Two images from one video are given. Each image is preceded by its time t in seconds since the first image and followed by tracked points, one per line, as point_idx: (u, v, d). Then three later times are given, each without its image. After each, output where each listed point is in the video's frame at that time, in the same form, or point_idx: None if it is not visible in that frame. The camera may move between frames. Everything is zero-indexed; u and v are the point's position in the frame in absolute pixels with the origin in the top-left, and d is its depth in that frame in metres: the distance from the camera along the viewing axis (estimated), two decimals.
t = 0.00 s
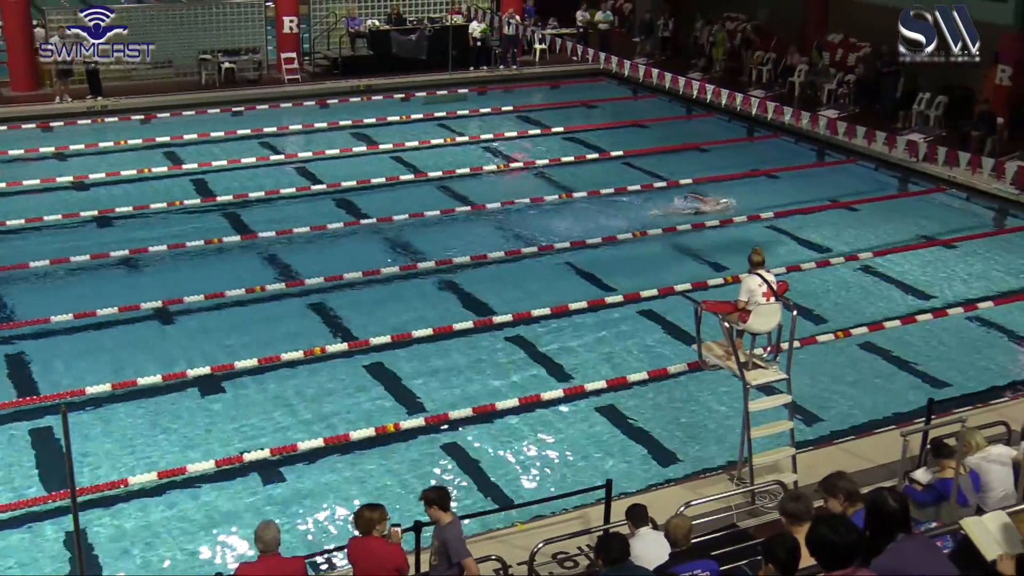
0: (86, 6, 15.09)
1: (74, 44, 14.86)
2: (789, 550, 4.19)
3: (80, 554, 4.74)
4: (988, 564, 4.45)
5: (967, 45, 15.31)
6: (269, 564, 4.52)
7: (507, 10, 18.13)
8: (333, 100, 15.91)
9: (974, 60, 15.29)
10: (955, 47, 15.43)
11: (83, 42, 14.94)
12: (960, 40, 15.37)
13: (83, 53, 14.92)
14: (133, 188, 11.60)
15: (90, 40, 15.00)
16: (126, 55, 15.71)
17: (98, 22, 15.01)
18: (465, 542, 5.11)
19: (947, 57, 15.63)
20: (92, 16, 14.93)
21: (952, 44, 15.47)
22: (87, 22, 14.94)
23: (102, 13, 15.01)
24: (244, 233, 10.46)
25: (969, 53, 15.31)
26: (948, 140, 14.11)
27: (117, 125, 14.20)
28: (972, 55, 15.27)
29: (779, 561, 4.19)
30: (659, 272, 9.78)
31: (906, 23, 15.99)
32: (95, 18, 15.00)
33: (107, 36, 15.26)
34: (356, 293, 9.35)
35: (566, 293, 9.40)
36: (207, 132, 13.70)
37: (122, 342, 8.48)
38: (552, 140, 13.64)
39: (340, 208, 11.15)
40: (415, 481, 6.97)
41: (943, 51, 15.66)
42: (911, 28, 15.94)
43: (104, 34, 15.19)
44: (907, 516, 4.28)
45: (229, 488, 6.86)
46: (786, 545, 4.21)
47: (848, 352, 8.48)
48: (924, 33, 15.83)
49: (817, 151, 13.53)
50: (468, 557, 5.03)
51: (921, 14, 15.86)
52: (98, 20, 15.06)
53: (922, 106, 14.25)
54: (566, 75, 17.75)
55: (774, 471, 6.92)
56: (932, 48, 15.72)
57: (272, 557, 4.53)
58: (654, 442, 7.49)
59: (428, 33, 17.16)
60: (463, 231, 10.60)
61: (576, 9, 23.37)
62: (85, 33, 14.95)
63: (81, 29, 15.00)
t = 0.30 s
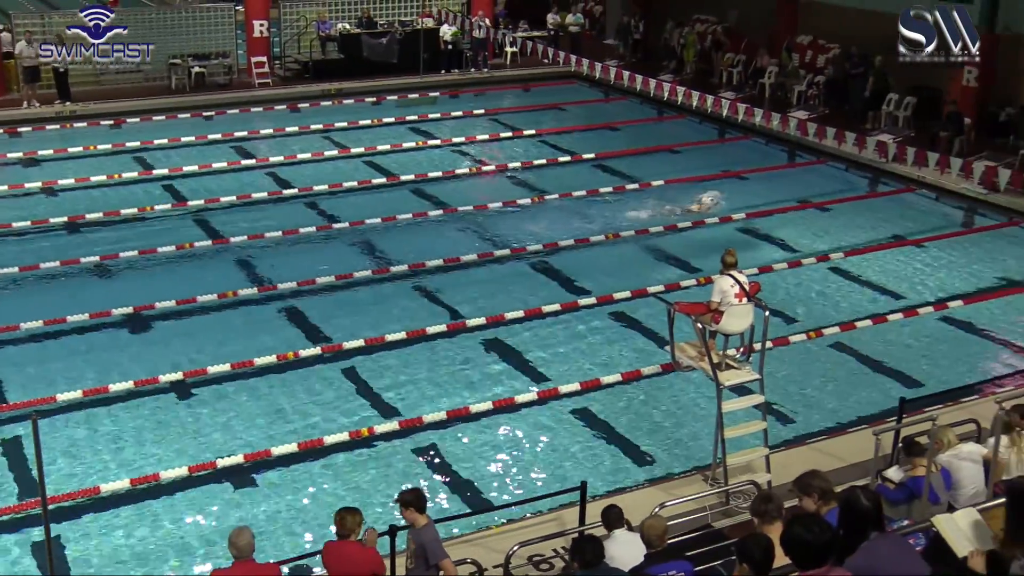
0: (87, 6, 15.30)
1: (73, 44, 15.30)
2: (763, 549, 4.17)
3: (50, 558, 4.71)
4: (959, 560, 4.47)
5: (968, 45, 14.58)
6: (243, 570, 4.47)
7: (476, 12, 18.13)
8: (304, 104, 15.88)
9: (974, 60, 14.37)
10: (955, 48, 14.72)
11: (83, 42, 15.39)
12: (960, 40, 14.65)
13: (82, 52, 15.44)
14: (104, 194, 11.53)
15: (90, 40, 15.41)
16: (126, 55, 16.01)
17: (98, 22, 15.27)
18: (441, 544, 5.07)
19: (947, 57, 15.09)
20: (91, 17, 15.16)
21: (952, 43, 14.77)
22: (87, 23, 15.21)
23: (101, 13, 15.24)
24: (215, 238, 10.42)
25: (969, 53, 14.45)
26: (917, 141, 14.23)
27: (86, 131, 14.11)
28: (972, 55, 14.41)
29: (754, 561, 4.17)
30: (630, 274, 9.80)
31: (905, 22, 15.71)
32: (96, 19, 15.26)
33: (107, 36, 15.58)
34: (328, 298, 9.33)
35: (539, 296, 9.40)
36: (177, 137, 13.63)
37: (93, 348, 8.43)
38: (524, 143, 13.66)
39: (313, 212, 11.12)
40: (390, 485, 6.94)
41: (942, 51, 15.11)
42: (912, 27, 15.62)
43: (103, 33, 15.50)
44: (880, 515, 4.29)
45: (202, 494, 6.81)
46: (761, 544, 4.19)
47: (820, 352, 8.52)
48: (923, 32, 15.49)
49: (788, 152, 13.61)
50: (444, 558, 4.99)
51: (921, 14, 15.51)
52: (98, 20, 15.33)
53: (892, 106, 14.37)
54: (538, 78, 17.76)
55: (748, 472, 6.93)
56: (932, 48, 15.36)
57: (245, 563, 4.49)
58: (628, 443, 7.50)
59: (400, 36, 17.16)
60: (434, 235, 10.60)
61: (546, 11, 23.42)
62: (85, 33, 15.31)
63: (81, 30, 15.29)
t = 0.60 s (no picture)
0: (88, 6, 15.36)
1: (73, 45, 15.39)
2: (749, 550, 4.16)
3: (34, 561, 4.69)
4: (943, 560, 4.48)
5: (968, 45, 14.32)
6: None
7: (459, 15, 18.12)
8: (288, 108, 15.86)
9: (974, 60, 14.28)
10: (955, 48, 14.43)
11: (83, 42, 15.41)
12: (961, 40, 14.39)
13: (83, 53, 15.54)
14: (87, 198, 11.48)
15: (91, 41, 15.44)
16: (126, 55, 15.95)
17: (98, 23, 15.31)
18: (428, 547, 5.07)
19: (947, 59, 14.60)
20: (92, 18, 15.20)
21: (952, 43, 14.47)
22: (88, 23, 15.25)
23: (102, 14, 15.28)
24: (199, 242, 10.39)
25: (969, 53, 14.30)
26: (899, 143, 14.31)
27: (68, 136, 14.05)
28: (973, 55, 14.28)
29: (739, 562, 4.16)
30: (614, 277, 9.81)
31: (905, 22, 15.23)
32: (96, 20, 15.30)
33: (108, 37, 15.58)
34: (312, 302, 9.31)
35: (524, 299, 9.41)
36: (160, 141, 13.59)
37: (76, 353, 8.39)
38: (507, 146, 13.66)
39: (297, 216, 11.11)
40: (375, 490, 6.93)
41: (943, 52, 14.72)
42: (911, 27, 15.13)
43: (104, 34, 15.52)
44: (865, 516, 4.27)
45: (186, 500, 6.77)
46: (747, 545, 4.18)
47: (804, 354, 8.54)
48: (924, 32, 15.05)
49: (771, 154, 13.66)
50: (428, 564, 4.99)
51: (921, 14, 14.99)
52: (99, 20, 15.37)
53: (875, 109, 14.52)
54: (522, 81, 17.76)
55: (734, 473, 6.93)
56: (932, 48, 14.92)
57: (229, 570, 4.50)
58: (612, 445, 7.50)
59: (383, 40, 17.14)
60: (419, 238, 10.60)
61: (529, 15, 23.43)
62: (85, 34, 15.36)
63: (81, 31, 15.36)
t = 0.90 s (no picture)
0: (87, 6, 15.46)
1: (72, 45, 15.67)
2: (733, 552, 4.16)
3: (15, 565, 4.69)
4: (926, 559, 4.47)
5: (968, 45, 14.39)
6: None
7: (440, 19, 18.16)
8: (269, 112, 15.86)
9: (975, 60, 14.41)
10: (954, 48, 14.41)
11: (82, 42, 15.67)
12: (961, 40, 14.40)
13: (83, 53, 15.78)
14: (68, 203, 11.43)
15: (90, 40, 15.61)
16: (126, 55, 16.02)
17: (98, 22, 15.43)
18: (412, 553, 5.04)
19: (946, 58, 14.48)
20: (91, 17, 15.31)
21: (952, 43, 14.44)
22: (87, 23, 15.39)
23: (101, 14, 15.39)
24: (180, 247, 10.36)
25: (970, 53, 14.39)
26: (880, 145, 14.38)
27: (48, 141, 14.00)
28: (973, 55, 14.39)
29: (723, 564, 4.16)
30: (596, 280, 9.81)
31: (905, 22, 14.87)
32: (95, 19, 15.41)
33: (108, 37, 15.69)
34: (294, 306, 9.30)
35: (507, 303, 9.41)
36: (140, 146, 13.55)
37: (56, 360, 8.35)
38: (489, 150, 13.67)
39: (278, 221, 11.08)
40: (359, 494, 6.90)
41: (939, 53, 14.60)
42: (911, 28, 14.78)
43: (104, 34, 15.65)
44: (846, 517, 4.29)
45: (168, 506, 6.73)
46: (731, 547, 4.18)
47: (786, 355, 8.56)
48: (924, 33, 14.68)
49: (752, 156, 13.70)
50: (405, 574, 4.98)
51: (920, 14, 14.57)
52: (98, 20, 15.48)
53: (855, 110, 14.53)
54: (504, 84, 17.78)
55: (716, 475, 6.93)
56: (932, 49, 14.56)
57: None
58: (595, 447, 7.49)
59: (364, 44, 17.15)
60: (401, 242, 10.59)
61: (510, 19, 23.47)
62: (84, 33, 15.51)
63: (82, 30, 15.53)
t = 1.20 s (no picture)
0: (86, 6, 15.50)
1: (72, 45, 15.68)
2: (721, 554, 4.14)
3: None
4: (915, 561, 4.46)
5: (968, 45, 13.88)
6: None
7: (426, 20, 18.15)
8: (254, 114, 15.81)
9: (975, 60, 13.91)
10: (954, 48, 13.91)
11: (82, 42, 15.70)
12: (961, 40, 13.85)
13: (83, 54, 15.79)
14: (52, 207, 11.37)
15: (90, 40, 15.63)
16: (127, 55, 16.03)
17: (97, 23, 15.46)
18: (400, 556, 5.01)
19: (947, 57, 14.17)
20: (92, 18, 15.35)
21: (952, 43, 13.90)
22: (87, 23, 15.42)
23: (100, 14, 15.45)
24: (165, 250, 10.31)
25: (970, 53, 13.90)
26: (866, 146, 14.41)
27: (31, 143, 13.93)
28: (973, 55, 13.90)
29: (711, 565, 4.14)
30: (583, 281, 9.80)
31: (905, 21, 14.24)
32: (95, 19, 15.45)
33: (107, 37, 15.73)
34: (279, 309, 9.26)
35: (494, 305, 9.38)
36: (125, 149, 13.49)
37: (40, 363, 8.29)
38: (475, 152, 13.65)
39: (264, 224, 11.04)
40: (346, 498, 6.86)
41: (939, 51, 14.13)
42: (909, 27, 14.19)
43: (103, 34, 15.66)
44: (835, 518, 4.25)
45: (154, 510, 6.68)
46: (718, 549, 4.16)
47: (773, 356, 8.56)
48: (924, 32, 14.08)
49: (739, 158, 13.71)
50: None
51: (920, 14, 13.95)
52: (97, 20, 15.52)
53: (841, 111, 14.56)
54: (490, 86, 17.77)
55: (705, 476, 6.91)
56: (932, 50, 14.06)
57: None
58: (583, 449, 7.48)
59: (350, 46, 17.12)
60: (387, 244, 10.56)
61: (495, 21, 23.46)
62: (85, 34, 15.53)
63: (82, 29, 15.57)
